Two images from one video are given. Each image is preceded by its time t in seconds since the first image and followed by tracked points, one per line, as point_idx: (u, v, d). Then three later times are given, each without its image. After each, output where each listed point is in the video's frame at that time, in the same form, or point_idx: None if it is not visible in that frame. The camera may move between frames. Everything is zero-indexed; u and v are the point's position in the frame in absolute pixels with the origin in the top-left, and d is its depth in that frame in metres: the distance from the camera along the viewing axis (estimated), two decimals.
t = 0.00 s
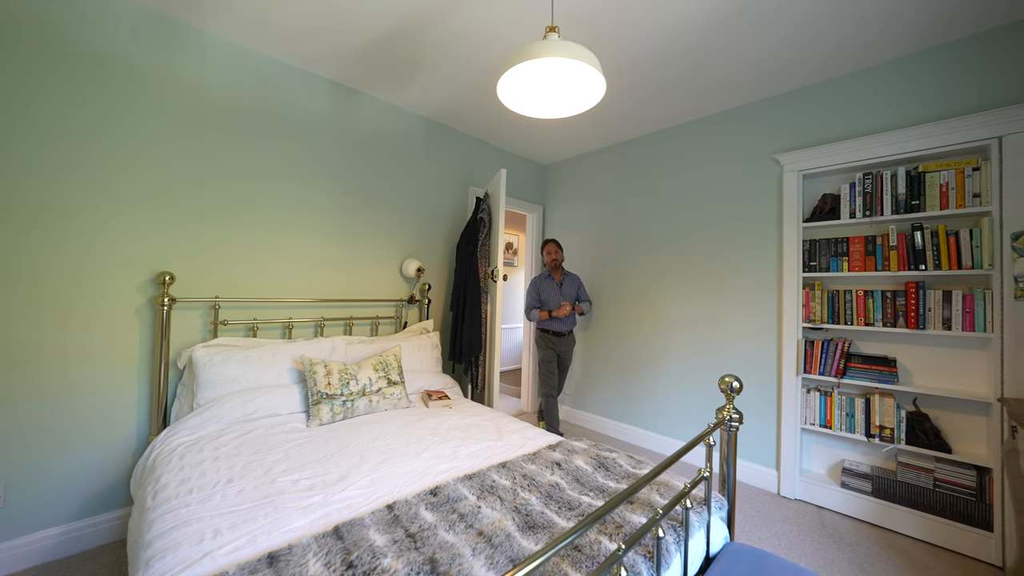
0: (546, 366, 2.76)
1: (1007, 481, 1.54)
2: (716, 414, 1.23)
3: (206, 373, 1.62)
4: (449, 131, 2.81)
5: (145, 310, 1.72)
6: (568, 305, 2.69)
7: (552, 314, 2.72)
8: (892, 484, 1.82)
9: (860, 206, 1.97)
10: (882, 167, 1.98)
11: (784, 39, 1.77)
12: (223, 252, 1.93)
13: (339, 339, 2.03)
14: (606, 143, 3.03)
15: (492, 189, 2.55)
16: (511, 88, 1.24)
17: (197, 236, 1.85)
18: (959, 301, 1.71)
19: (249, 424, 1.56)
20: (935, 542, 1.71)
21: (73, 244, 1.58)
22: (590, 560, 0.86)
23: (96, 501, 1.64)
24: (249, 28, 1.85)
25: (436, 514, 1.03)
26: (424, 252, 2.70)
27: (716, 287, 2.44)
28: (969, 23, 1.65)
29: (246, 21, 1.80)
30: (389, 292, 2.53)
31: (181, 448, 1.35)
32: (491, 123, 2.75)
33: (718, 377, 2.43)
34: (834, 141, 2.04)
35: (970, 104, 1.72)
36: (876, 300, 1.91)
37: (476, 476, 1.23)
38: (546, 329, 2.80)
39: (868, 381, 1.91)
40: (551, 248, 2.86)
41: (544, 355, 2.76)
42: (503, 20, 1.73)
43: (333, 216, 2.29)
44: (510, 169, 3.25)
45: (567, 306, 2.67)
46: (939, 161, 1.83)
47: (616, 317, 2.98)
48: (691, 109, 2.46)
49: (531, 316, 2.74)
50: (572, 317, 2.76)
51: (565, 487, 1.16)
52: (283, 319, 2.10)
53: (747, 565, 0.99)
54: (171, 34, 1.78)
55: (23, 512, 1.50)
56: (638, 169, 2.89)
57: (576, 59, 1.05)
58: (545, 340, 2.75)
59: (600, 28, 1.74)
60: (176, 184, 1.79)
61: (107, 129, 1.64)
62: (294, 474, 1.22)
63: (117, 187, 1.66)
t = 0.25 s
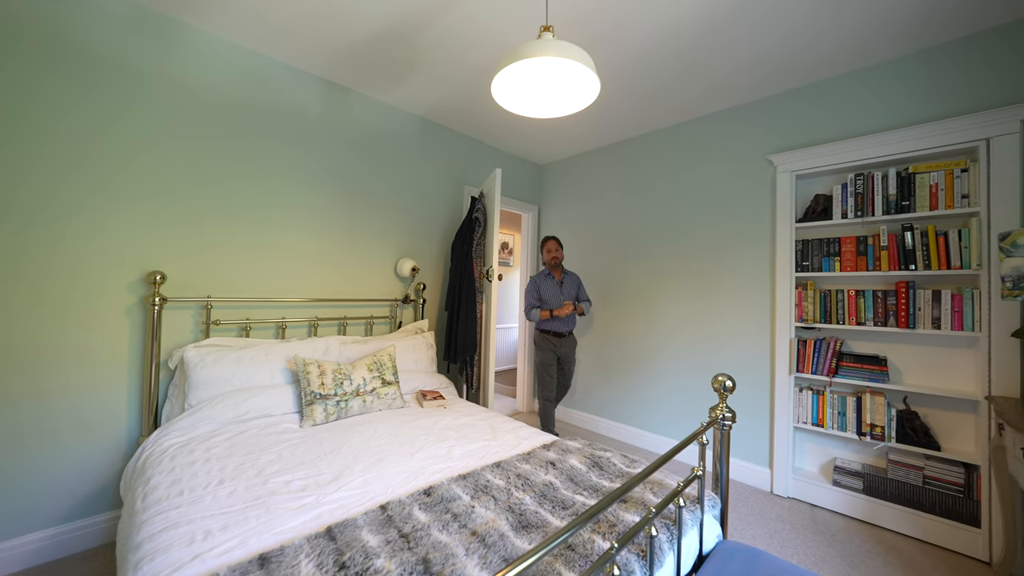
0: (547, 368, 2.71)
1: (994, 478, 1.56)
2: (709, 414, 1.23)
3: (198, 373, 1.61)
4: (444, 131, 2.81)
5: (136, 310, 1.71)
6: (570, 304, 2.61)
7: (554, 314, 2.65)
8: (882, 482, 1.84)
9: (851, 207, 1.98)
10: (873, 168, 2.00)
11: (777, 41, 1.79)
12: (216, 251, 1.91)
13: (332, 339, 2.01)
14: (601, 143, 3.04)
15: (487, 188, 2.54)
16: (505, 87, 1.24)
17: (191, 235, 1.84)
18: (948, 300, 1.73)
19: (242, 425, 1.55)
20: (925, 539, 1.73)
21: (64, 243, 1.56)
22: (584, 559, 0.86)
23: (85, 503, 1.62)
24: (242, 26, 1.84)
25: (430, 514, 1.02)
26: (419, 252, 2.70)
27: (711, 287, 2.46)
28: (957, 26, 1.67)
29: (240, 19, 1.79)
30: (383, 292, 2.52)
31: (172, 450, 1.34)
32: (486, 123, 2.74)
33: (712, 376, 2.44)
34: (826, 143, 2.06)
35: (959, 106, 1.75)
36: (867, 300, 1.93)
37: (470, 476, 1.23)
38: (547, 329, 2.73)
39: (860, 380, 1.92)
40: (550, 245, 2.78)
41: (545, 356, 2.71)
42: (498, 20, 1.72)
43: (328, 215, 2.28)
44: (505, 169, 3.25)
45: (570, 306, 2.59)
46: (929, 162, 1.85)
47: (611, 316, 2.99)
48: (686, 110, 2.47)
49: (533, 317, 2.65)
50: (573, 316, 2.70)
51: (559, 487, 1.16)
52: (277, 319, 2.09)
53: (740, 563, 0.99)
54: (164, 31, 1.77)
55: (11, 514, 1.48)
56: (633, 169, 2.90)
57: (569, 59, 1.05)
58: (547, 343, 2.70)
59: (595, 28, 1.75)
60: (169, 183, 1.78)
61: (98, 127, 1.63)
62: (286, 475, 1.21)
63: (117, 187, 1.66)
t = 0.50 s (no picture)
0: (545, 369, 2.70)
1: (982, 475, 1.59)
2: (702, 412, 1.24)
3: (189, 374, 1.59)
4: (439, 130, 2.81)
5: (126, 310, 1.69)
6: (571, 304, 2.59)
7: (554, 313, 2.62)
8: (873, 479, 1.86)
9: (844, 207, 2.00)
10: (865, 169, 2.02)
11: (772, 41, 1.80)
12: (209, 251, 1.90)
13: (326, 339, 2.00)
14: (596, 143, 3.05)
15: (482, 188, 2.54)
16: (500, 86, 1.23)
17: (183, 234, 1.82)
18: (938, 300, 1.75)
19: (234, 426, 1.53)
20: (915, 535, 1.75)
21: (54, 242, 1.54)
22: (577, 558, 0.86)
23: (74, 506, 1.60)
24: (237, 24, 1.82)
25: (424, 514, 1.02)
26: (414, 252, 2.69)
27: (705, 287, 2.47)
28: (947, 29, 1.70)
29: (234, 16, 1.77)
30: (378, 291, 2.51)
31: (163, 451, 1.32)
32: (482, 122, 2.74)
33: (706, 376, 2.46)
34: (818, 144, 2.08)
35: (949, 108, 1.77)
36: (859, 300, 1.95)
37: (464, 476, 1.23)
38: (547, 329, 2.70)
39: (851, 378, 1.94)
40: (549, 243, 2.76)
41: (545, 357, 2.70)
42: (494, 19, 1.72)
43: (322, 214, 2.27)
44: (500, 169, 3.25)
45: (571, 305, 2.56)
46: (919, 163, 1.88)
47: (607, 316, 2.99)
48: (681, 110, 2.48)
49: (533, 317, 2.62)
50: (573, 316, 2.67)
51: (553, 486, 1.17)
52: (270, 319, 2.07)
53: (733, 561, 1.00)
54: (155, 27, 1.75)
55: None
56: (628, 169, 2.91)
57: (564, 59, 1.05)
58: (547, 343, 2.69)
59: (592, 28, 1.75)
60: (161, 181, 1.76)
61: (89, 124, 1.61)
62: (279, 475, 1.20)
63: (104, 184, 1.63)
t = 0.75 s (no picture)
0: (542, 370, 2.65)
1: (970, 472, 1.61)
2: (696, 411, 1.25)
3: (181, 374, 1.58)
4: (435, 130, 2.80)
5: (117, 310, 1.67)
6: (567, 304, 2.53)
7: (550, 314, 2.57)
8: (865, 477, 1.88)
9: (836, 208, 2.02)
10: (857, 170, 2.04)
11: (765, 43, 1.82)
12: (202, 250, 1.88)
13: (321, 339, 1.99)
14: (591, 143, 3.06)
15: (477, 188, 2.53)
16: (495, 86, 1.24)
17: (175, 234, 1.80)
18: (928, 300, 1.77)
19: (227, 426, 1.52)
20: (905, 532, 1.77)
21: (42, 241, 1.52)
22: (571, 557, 0.86)
23: (64, 508, 1.58)
24: (230, 22, 1.81)
25: (417, 514, 1.02)
26: (409, 251, 2.68)
27: (700, 287, 2.48)
28: (937, 32, 1.72)
29: (227, 14, 1.76)
30: (373, 291, 2.51)
31: (154, 452, 1.31)
32: (477, 122, 2.74)
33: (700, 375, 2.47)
34: (811, 145, 2.10)
35: (939, 110, 1.79)
36: (850, 299, 1.97)
37: (459, 476, 1.23)
38: (545, 330, 2.67)
39: (843, 377, 1.96)
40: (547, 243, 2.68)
41: (543, 359, 2.64)
42: (489, 18, 1.72)
43: (316, 214, 2.25)
44: (496, 169, 3.25)
45: (566, 305, 2.50)
46: (909, 165, 1.90)
47: (602, 316, 3.00)
48: (676, 111, 2.50)
49: (528, 318, 2.61)
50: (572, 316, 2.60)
51: (547, 486, 1.17)
52: (264, 319, 2.06)
53: (726, 559, 1.00)
54: (147, 25, 1.73)
55: None
56: (623, 170, 2.92)
57: (558, 59, 1.05)
58: (544, 345, 2.63)
59: (587, 28, 1.75)
60: (153, 179, 1.75)
61: (79, 122, 1.59)
62: (272, 476, 1.19)
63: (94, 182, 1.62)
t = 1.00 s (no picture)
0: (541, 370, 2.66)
1: (959, 470, 1.63)
2: (689, 411, 1.25)
3: (173, 375, 1.56)
4: (430, 129, 2.80)
5: (107, 309, 1.65)
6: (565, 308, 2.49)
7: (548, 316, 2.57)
8: (856, 475, 1.90)
9: (828, 208, 2.04)
10: (849, 171, 2.06)
11: (758, 45, 1.83)
12: (195, 250, 1.86)
13: (315, 340, 1.98)
14: (587, 143, 3.06)
15: (472, 187, 2.53)
16: (489, 86, 1.24)
17: (168, 233, 1.79)
18: (918, 299, 1.79)
19: (220, 427, 1.51)
20: (896, 529, 1.79)
21: (31, 240, 1.50)
22: (564, 556, 0.86)
23: (53, 511, 1.56)
24: (223, 20, 1.79)
25: (411, 514, 1.02)
26: (404, 251, 2.68)
27: (694, 287, 2.50)
28: (927, 35, 1.74)
29: (220, 12, 1.75)
30: (368, 291, 2.50)
31: (145, 453, 1.30)
32: (472, 121, 2.74)
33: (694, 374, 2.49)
34: (803, 146, 2.12)
35: (929, 112, 1.81)
36: (842, 299, 1.99)
37: (453, 476, 1.23)
38: (545, 331, 2.66)
39: (835, 376, 1.98)
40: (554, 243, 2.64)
41: (541, 360, 2.64)
42: (485, 17, 1.72)
43: (310, 213, 2.24)
44: (491, 169, 3.25)
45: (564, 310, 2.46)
46: (900, 166, 1.92)
47: (598, 316, 3.01)
48: (670, 111, 2.51)
49: (526, 318, 2.64)
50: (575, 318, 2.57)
51: (541, 485, 1.17)
52: (257, 319, 2.05)
53: (718, 557, 1.01)
54: (138, 22, 1.71)
55: None
56: (618, 170, 2.93)
57: (552, 59, 1.05)
58: (543, 346, 2.63)
59: (582, 28, 1.75)
60: (144, 178, 1.73)
61: (55, 116, 1.54)
62: (265, 477, 1.19)
63: (84, 181, 1.60)
